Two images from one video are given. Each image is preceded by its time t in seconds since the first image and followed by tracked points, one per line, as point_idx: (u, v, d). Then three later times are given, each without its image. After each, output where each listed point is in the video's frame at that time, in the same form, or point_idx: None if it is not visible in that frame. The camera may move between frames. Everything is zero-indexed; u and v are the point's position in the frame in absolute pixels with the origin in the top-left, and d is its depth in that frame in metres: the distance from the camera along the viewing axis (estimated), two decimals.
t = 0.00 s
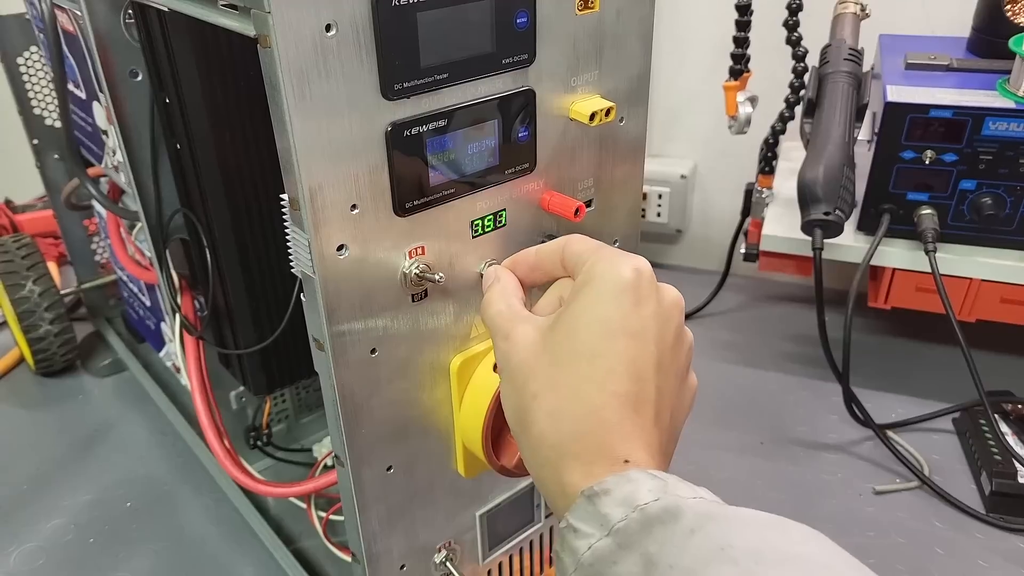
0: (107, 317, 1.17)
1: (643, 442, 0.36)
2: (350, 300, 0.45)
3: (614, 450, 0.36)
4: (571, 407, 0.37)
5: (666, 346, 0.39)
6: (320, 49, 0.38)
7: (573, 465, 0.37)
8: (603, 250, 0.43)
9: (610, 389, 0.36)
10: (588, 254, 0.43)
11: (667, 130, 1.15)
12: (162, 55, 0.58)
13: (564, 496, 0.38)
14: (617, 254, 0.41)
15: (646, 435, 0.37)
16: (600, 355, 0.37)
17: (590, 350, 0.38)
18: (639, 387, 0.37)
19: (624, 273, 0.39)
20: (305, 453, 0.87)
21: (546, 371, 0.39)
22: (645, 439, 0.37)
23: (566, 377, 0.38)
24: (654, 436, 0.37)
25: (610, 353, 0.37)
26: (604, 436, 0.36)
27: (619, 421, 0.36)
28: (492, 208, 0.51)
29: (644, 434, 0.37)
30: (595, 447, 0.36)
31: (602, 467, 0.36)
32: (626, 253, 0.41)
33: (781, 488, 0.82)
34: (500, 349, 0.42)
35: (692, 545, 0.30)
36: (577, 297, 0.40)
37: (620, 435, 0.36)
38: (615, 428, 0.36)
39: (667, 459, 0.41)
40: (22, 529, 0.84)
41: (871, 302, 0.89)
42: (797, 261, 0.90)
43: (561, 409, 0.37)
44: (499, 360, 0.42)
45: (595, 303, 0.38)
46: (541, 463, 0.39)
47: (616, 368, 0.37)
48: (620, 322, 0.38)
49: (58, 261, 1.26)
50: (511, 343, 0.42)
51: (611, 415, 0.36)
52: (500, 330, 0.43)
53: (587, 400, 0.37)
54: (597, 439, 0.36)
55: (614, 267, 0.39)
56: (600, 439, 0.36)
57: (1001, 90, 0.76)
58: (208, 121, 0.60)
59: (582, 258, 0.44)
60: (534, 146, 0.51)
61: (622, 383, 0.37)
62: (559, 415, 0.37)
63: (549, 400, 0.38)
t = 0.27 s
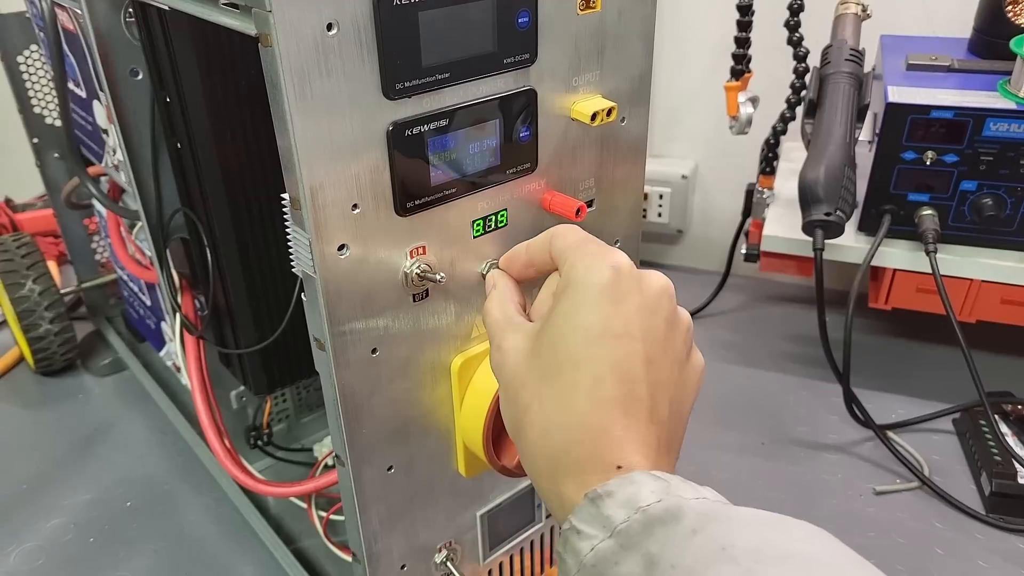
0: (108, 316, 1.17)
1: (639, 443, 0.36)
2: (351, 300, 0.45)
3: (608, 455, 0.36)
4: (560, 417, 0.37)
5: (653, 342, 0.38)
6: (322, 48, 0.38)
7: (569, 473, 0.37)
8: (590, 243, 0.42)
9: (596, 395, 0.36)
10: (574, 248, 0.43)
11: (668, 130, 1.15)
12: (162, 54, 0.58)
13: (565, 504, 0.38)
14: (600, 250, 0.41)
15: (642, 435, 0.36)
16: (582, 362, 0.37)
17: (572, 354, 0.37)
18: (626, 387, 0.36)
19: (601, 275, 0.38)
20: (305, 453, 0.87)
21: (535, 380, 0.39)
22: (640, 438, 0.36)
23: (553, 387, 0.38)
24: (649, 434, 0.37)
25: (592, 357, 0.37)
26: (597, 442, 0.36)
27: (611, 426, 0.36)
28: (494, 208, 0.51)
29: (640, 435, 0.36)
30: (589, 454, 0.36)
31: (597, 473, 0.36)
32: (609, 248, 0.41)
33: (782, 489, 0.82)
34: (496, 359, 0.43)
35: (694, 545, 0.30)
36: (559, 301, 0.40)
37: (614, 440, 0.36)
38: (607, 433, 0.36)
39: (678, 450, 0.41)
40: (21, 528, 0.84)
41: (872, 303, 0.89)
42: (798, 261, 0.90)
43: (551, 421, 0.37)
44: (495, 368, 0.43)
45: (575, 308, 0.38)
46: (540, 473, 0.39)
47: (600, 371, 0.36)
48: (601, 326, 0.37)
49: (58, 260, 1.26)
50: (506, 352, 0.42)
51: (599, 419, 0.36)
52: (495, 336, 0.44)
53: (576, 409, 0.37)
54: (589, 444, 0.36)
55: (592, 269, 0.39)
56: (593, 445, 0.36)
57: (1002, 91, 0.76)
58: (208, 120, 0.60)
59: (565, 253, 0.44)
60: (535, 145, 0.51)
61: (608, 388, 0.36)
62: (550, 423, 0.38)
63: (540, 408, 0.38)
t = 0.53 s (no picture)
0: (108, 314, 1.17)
1: (636, 443, 0.36)
2: (353, 299, 0.45)
3: (604, 459, 0.36)
4: (553, 426, 0.37)
5: (642, 343, 0.37)
6: (325, 46, 0.38)
7: (568, 480, 0.37)
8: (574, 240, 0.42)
9: (586, 400, 0.36)
10: (559, 247, 0.42)
11: (669, 130, 1.15)
12: (164, 51, 0.58)
13: (567, 510, 0.38)
14: (583, 251, 0.40)
15: (638, 435, 0.36)
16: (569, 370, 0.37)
17: (559, 361, 0.37)
18: (615, 390, 0.36)
19: (581, 279, 0.38)
20: (306, 451, 0.87)
21: (528, 391, 0.39)
22: (636, 437, 0.36)
23: (544, 396, 0.38)
24: (645, 435, 0.36)
25: (577, 363, 0.37)
26: (593, 447, 0.36)
27: (605, 429, 0.36)
28: (496, 206, 0.51)
29: (636, 435, 0.36)
30: (586, 459, 0.36)
31: (595, 478, 0.36)
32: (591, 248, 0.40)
33: (782, 489, 0.82)
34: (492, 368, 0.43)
35: (693, 543, 0.30)
36: (545, 308, 0.40)
37: (609, 442, 0.36)
38: (601, 437, 0.36)
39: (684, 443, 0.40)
40: (22, 525, 0.84)
41: (873, 303, 0.89)
42: (799, 261, 0.90)
43: (545, 430, 0.38)
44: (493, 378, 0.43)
45: (559, 314, 0.38)
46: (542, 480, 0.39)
47: (588, 376, 0.36)
48: (583, 330, 0.37)
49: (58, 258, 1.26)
50: (503, 362, 0.42)
51: (591, 424, 0.36)
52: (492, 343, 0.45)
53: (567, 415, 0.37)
54: (583, 451, 0.36)
55: (572, 274, 0.39)
56: (588, 449, 0.36)
57: (1004, 92, 0.76)
58: (210, 117, 0.60)
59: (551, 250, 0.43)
60: (538, 144, 0.51)
61: (598, 395, 0.36)
62: (544, 432, 0.38)
63: (535, 417, 0.39)
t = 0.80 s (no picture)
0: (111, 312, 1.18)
1: (643, 446, 0.36)
2: (359, 297, 0.45)
3: (612, 462, 0.36)
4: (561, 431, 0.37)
5: (647, 342, 0.37)
6: (333, 44, 0.38)
7: (577, 484, 0.37)
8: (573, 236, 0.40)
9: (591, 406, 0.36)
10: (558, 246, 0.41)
11: (672, 129, 1.15)
12: (170, 49, 0.58)
13: (577, 512, 0.38)
14: (584, 251, 0.39)
15: (645, 437, 0.36)
16: (578, 372, 0.37)
17: (565, 368, 0.37)
18: (620, 394, 0.36)
19: (584, 284, 0.38)
20: (309, 449, 0.87)
21: (535, 395, 0.39)
22: (643, 440, 0.36)
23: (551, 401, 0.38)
24: (653, 435, 0.36)
25: (583, 369, 0.36)
26: (601, 450, 0.36)
27: (612, 433, 0.36)
28: (501, 204, 0.51)
29: (644, 437, 0.36)
30: (595, 463, 0.36)
31: (605, 482, 0.36)
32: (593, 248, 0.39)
33: (784, 488, 0.82)
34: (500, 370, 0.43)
35: (701, 543, 0.30)
36: (547, 310, 0.40)
37: (618, 446, 0.36)
38: (609, 442, 0.36)
39: (693, 438, 0.40)
40: (25, 523, 0.84)
41: (875, 303, 0.89)
42: (802, 261, 0.90)
43: (554, 435, 0.38)
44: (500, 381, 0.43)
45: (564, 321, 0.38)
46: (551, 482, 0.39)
47: (594, 381, 0.36)
48: (588, 337, 0.36)
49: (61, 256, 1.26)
50: (510, 365, 0.42)
51: (598, 428, 0.36)
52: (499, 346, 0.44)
53: (575, 420, 0.37)
54: (591, 454, 0.36)
55: (574, 279, 0.38)
56: (596, 454, 0.36)
57: (1007, 91, 0.76)
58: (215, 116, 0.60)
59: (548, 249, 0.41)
60: (543, 143, 0.51)
61: (605, 397, 0.36)
62: (553, 437, 0.38)
63: (543, 422, 0.39)
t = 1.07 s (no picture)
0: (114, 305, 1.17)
1: None
2: (364, 282, 0.45)
3: None
4: None
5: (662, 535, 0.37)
6: (337, 25, 0.38)
7: None
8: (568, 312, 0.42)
9: None
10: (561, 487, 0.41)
11: (676, 122, 1.15)
12: (172, 36, 0.58)
13: None
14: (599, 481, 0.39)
15: None
16: (593, 512, 0.37)
17: (579, 543, 0.36)
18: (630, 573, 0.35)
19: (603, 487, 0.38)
20: (312, 441, 0.87)
21: None
22: None
23: None
24: None
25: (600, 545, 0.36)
26: None
27: None
28: (506, 190, 0.50)
29: None
30: None
31: None
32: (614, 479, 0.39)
33: (788, 481, 0.81)
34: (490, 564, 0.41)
35: None
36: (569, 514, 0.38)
37: None
38: None
39: None
40: (29, 514, 0.84)
41: (880, 296, 0.89)
42: (806, 253, 0.90)
43: None
44: None
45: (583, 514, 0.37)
46: None
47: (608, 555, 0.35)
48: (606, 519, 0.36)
49: (64, 249, 1.26)
50: None
51: None
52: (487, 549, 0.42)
53: None
54: None
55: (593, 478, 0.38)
56: None
57: (1015, 82, 0.76)
58: (218, 104, 0.60)
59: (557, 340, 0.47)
60: (548, 129, 0.50)
61: (616, 536, 0.36)
62: None
63: None
